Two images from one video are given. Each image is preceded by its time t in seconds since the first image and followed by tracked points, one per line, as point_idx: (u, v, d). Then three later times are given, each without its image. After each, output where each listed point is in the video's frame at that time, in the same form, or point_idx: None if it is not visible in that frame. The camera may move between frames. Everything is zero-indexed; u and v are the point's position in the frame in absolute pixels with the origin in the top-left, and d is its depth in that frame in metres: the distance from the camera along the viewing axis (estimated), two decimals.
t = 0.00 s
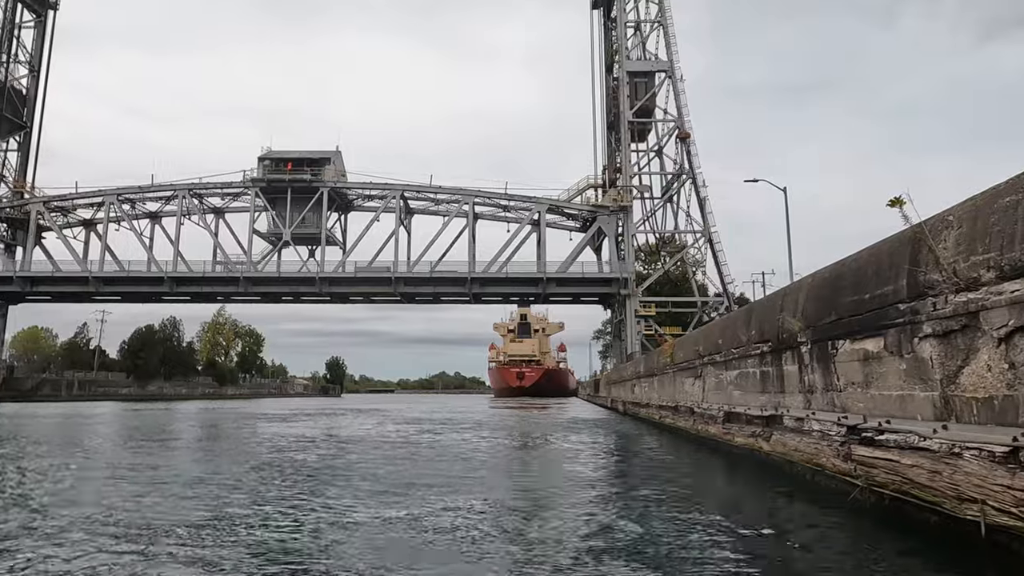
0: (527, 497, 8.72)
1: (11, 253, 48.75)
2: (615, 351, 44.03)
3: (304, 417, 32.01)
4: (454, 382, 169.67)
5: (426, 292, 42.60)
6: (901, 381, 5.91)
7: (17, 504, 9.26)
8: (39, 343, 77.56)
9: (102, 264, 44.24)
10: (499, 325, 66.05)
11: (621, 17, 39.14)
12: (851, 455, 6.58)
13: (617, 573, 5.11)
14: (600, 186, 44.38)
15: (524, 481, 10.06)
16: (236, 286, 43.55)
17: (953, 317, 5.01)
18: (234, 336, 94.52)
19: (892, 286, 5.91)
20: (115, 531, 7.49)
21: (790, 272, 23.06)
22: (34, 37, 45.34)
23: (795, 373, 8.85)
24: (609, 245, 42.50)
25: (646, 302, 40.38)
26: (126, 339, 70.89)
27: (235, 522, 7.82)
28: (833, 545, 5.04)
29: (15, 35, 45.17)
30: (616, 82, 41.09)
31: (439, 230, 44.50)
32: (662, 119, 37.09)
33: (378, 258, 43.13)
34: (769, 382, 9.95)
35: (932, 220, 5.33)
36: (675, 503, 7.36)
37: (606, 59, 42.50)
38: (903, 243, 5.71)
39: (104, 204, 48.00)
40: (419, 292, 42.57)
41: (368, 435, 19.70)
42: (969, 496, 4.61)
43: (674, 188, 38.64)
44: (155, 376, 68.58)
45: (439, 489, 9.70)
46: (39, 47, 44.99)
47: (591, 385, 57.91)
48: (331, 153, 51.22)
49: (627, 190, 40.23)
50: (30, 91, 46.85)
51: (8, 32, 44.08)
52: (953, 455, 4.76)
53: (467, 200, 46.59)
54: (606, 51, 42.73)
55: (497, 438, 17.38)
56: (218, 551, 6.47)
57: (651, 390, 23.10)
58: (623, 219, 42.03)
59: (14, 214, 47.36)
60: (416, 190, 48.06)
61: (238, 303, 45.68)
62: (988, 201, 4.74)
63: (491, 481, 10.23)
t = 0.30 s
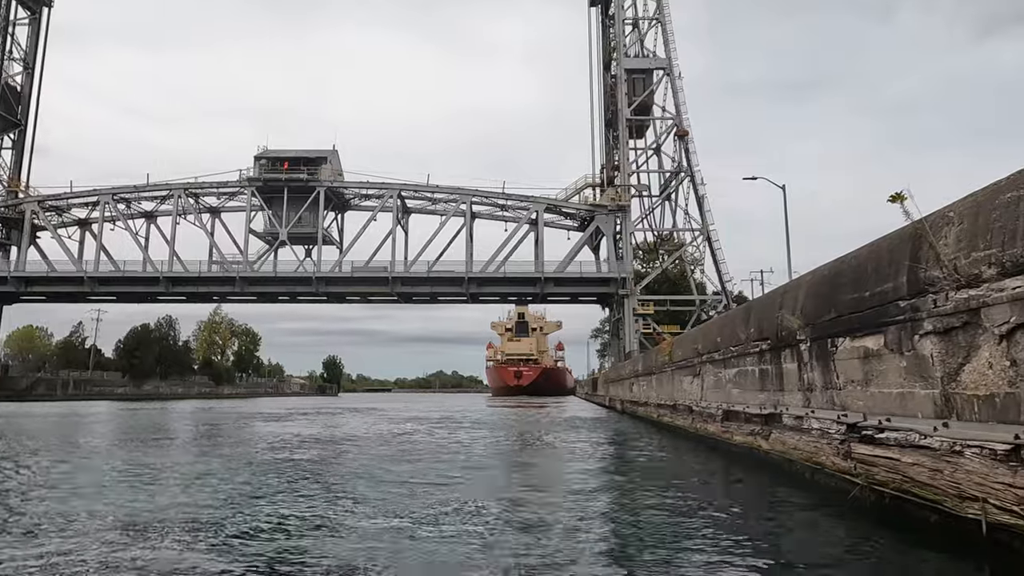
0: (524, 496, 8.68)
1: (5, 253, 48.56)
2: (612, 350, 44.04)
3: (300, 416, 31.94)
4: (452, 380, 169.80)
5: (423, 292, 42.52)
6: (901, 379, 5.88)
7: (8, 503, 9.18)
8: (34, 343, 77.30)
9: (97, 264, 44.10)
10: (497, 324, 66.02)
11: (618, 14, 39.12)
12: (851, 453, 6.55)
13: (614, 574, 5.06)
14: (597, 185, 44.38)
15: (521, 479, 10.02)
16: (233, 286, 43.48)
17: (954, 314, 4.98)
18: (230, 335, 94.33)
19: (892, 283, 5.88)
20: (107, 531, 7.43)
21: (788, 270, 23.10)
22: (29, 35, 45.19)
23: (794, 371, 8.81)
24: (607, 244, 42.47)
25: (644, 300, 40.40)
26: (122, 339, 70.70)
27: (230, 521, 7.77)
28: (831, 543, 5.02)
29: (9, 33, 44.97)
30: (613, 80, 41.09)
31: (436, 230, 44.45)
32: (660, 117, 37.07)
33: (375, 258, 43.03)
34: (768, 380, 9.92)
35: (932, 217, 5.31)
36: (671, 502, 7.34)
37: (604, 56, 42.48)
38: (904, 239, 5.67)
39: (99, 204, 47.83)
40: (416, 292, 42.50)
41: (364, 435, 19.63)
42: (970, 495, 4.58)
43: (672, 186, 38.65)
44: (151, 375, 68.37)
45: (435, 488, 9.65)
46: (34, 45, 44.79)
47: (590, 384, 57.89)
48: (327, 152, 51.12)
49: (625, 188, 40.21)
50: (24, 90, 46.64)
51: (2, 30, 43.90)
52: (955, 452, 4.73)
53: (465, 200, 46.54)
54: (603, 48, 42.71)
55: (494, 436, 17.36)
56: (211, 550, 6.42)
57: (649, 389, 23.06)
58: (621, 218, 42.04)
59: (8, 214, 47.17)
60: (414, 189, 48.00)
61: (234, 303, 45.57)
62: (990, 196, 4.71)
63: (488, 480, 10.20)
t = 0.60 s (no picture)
0: (521, 495, 8.62)
1: None
2: (610, 348, 44.05)
3: (297, 415, 31.84)
4: (449, 379, 169.87)
5: (420, 292, 42.44)
6: (902, 376, 5.85)
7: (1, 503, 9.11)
8: (29, 342, 77.01)
9: (91, 264, 43.91)
10: (495, 322, 66.00)
11: (616, 11, 39.00)
12: (851, 451, 6.52)
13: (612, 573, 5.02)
14: (595, 184, 44.32)
15: (520, 478, 9.99)
16: (228, 286, 43.34)
17: (955, 311, 4.96)
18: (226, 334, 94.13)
19: (893, 280, 5.86)
20: (101, 531, 7.38)
21: (786, 267, 23.10)
22: (23, 33, 44.99)
23: (794, 369, 8.79)
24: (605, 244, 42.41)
25: (642, 298, 40.39)
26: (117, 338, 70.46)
27: (226, 521, 7.71)
28: (832, 542, 5.00)
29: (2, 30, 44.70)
30: (611, 77, 41.00)
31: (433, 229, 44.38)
32: (658, 114, 37.00)
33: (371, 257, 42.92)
34: (767, 377, 9.90)
35: (934, 213, 5.28)
36: (670, 500, 7.32)
37: (602, 53, 42.36)
38: (905, 235, 5.65)
39: (94, 203, 47.63)
40: (413, 291, 42.40)
41: (360, 434, 19.57)
42: (973, 493, 4.56)
43: (670, 184, 38.60)
44: (146, 375, 68.19)
45: (433, 487, 9.60)
46: (28, 42, 44.55)
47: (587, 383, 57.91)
48: (324, 151, 50.97)
49: (623, 187, 40.19)
50: (18, 88, 46.40)
51: None
52: (956, 450, 4.70)
53: (462, 199, 46.44)
54: (601, 45, 42.60)
55: (492, 435, 17.35)
56: (205, 550, 6.37)
57: (647, 388, 23.03)
58: (619, 217, 41.99)
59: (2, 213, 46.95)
60: (411, 188, 47.89)
61: (230, 302, 45.45)
62: (993, 192, 4.69)
63: (486, 478, 10.18)
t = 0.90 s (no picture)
0: (521, 494, 8.58)
1: None
2: (608, 347, 44.11)
3: (294, 414, 31.80)
4: (446, 377, 170.00)
5: (417, 291, 42.35)
6: (903, 373, 5.82)
7: None
8: (23, 342, 76.74)
9: (86, 263, 43.73)
10: (492, 321, 65.99)
11: (614, 8, 39.00)
12: (852, 449, 6.50)
13: (615, 572, 4.98)
14: (593, 182, 44.33)
15: (519, 477, 9.96)
16: (224, 285, 43.22)
17: (957, 308, 4.94)
18: (222, 332, 93.98)
19: (894, 277, 5.83)
20: (99, 530, 7.33)
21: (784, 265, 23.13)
22: (17, 30, 44.78)
23: (793, 367, 8.77)
24: (602, 243, 42.44)
25: (639, 296, 40.43)
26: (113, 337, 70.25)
27: (223, 520, 7.67)
28: (832, 540, 5.00)
29: None
30: (609, 74, 41.01)
31: (430, 229, 44.32)
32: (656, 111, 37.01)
33: (368, 256, 42.83)
34: (767, 375, 9.88)
35: (935, 209, 5.25)
36: (670, 499, 7.31)
37: (599, 50, 42.33)
38: (906, 232, 5.62)
39: (89, 202, 47.44)
40: (410, 291, 42.30)
41: (357, 432, 19.56)
42: (975, 491, 4.54)
43: (668, 181, 38.63)
44: (142, 373, 68.05)
45: (432, 486, 9.54)
46: (22, 40, 44.33)
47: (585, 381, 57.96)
48: (320, 150, 50.85)
49: (621, 185, 40.16)
50: (12, 86, 46.16)
51: None
52: (959, 448, 4.68)
53: (459, 198, 46.39)
54: (599, 42, 42.60)
55: (490, 434, 17.35)
56: (205, 549, 6.34)
57: (645, 386, 23.03)
58: (617, 215, 42.00)
59: None
60: (407, 187, 47.80)
61: (226, 302, 45.34)
62: (996, 188, 4.66)
63: (485, 477, 10.16)
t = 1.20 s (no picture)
0: (520, 493, 8.55)
1: None
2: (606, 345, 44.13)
3: (290, 413, 31.78)
4: (444, 376, 170.06)
5: (414, 291, 42.28)
6: (905, 371, 5.79)
7: None
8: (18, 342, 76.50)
9: (81, 263, 43.59)
10: (490, 319, 65.99)
11: (613, 6, 38.96)
12: (854, 447, 6.47)
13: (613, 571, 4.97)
14: (591, 182, 44.34)
15: (516, 476, 9.93)
16: (220, 285, 43.13)
17: (961, 306, 4.90)
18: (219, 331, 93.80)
19: (896, 275, 5.80)
20: (93, 530, 7.27)
21: (783, 263, 23.13)
22: (11, 27, 44.57)
23: (794, 365, 8.75)
24: (601, 242, 42.46)
25: (638, 295, 40.45)
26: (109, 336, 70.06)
27: (219, 520, 7.61)
28: (832, 539, 4.98)
29: None
30: (607, 71, 40.99)
31: (427, 229, 44.29)
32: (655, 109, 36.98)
33: (366, 256, 42.74)
34: (767, 373, 9.85)
35: (937, 205, 5.22)
36: (668, 497, 7.31)
37: (597, 48, 42.27)
38: (908, 228, 5.58)
39: (84, 201, 47.26)
40: (407, 291, 42.21)
41: (354, 430, 19.55)
42: (979, 490, 4.50)
43: (666, 179, 38.61)
44: (138, 372, 67.93)
45: (430, 485, 9.49)
46: (16, 38, 44.11)
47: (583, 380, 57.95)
48: (317, 149, 50.71)
49: (619, 184, 40.16)
50: (6, 84, 45.93)
51: None
52: (961, 446, 4.66)
53: (457, 197, 46.34)
54: (597, 40, 42.54)
55: (488, 432, 17.32)
56: (200, 549, 6.28)
57: (644, 384, 22.99)
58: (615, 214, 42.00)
59: None
60: (405, 186, 47.72)
61: (222, 302, 45.26)
62: (999, 183, 4.63)
63: (483, 476, 10.14)
